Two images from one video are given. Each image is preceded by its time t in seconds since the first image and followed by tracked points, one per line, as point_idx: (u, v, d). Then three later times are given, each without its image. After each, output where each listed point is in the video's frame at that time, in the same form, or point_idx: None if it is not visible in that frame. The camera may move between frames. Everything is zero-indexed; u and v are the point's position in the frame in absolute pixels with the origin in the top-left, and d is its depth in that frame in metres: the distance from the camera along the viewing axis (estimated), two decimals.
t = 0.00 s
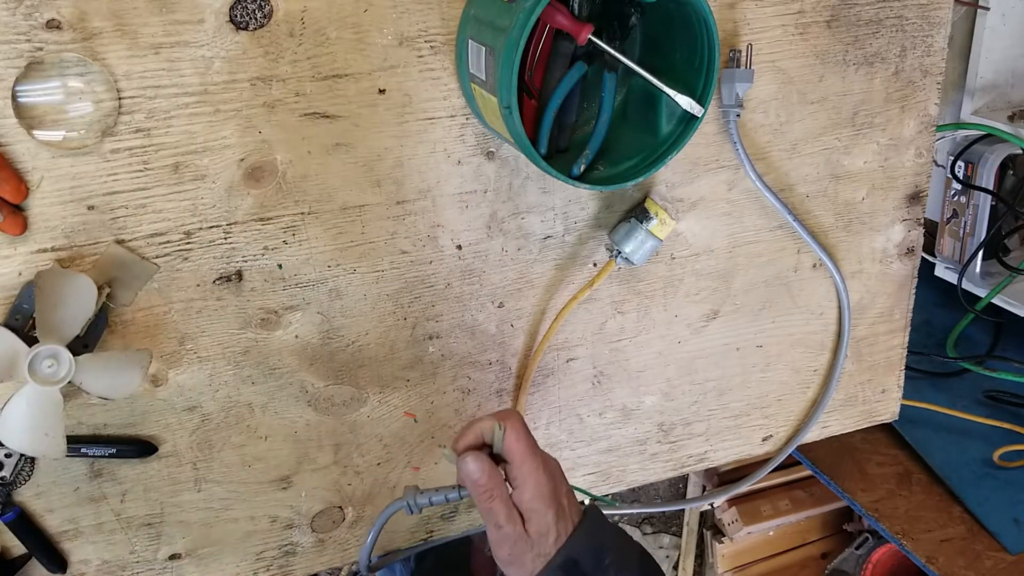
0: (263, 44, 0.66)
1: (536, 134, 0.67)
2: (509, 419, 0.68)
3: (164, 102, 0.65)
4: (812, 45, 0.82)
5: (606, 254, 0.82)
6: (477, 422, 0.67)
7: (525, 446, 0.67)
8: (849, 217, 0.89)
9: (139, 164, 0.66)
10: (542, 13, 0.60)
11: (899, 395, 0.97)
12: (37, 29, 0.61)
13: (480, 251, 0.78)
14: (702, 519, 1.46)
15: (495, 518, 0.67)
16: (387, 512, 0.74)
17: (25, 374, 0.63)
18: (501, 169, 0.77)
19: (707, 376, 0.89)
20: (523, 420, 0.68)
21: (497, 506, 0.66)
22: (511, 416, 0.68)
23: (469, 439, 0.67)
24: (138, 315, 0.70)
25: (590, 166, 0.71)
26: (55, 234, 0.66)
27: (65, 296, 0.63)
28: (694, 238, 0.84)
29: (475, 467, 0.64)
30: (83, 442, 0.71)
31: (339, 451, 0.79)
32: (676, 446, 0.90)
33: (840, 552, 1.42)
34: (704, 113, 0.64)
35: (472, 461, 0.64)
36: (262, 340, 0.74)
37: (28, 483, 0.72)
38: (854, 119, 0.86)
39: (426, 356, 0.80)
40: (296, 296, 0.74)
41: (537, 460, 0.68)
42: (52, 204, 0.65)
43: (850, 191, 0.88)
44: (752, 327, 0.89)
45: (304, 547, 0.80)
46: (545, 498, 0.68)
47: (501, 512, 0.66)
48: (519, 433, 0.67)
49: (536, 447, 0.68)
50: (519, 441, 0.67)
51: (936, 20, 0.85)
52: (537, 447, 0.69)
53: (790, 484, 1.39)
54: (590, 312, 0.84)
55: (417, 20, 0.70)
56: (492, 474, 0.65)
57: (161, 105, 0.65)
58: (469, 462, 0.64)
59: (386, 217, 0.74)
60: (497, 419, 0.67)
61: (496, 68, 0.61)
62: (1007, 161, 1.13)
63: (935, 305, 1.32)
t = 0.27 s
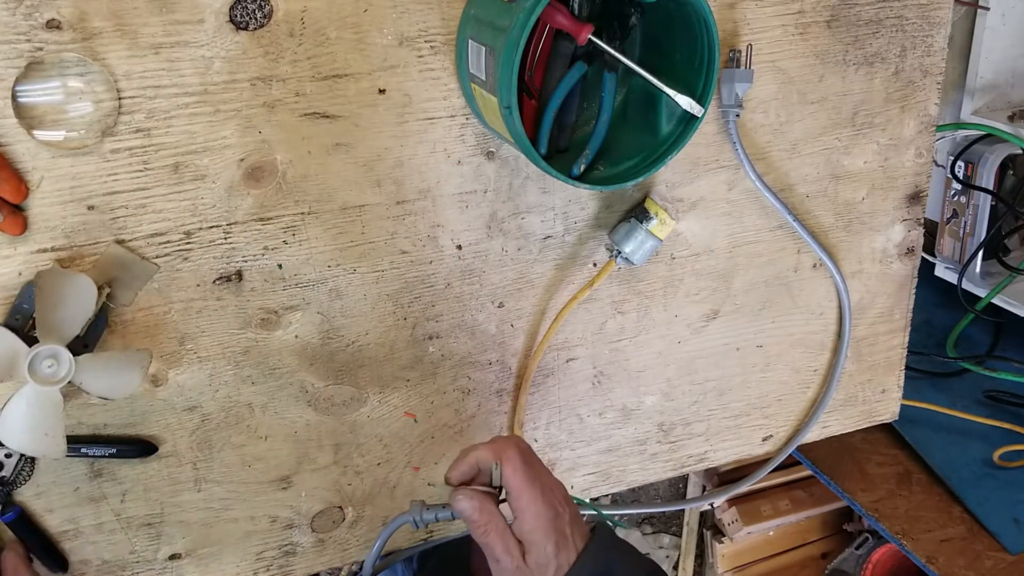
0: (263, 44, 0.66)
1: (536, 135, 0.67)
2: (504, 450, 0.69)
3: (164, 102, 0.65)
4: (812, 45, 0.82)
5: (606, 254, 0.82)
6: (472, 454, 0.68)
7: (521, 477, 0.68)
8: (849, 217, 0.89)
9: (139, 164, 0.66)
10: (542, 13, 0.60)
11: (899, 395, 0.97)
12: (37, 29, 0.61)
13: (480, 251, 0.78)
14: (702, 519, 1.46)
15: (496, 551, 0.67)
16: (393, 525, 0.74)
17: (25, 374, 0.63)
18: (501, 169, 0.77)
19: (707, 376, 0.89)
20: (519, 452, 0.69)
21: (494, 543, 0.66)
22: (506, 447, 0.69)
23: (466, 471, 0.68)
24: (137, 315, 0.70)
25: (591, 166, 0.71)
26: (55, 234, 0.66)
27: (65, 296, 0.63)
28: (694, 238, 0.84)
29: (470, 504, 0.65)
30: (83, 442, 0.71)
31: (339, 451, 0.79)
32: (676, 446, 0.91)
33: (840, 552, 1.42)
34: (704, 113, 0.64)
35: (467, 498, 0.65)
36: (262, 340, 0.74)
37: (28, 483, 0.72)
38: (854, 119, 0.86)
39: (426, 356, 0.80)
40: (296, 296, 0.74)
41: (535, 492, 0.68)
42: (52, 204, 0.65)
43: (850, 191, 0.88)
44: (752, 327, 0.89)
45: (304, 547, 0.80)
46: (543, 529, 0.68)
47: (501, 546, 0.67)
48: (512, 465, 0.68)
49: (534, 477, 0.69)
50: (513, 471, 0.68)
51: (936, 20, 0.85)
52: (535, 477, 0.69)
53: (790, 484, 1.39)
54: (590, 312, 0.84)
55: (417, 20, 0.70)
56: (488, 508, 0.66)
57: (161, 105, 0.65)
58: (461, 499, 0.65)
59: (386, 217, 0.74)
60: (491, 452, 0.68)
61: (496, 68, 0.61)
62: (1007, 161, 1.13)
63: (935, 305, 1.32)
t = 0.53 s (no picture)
0: (263, 44, 0.66)
1: (536, 135, 0.67)
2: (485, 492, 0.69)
3: (164, 102, 0.65)
4: (812, 45, 0.82)
5: (606, 254, 0.82)
6: (457, 500, 0.69)
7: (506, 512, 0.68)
8: (849, 217, 0.89)
9: (139, 164, 0.66)
10: (542, 13, 0.60)
11: (899, 395, 0.97)
12: (37, 29, 0.61)
13: (480, 251, 0.78)
14: (702, 519, 1.46)
15: None
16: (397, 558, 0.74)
17: (26, 373, 0.63)
18: (501, 169, 0.77)
19: (707, 376, 0.89)
20: (503, 491, 0.69)
21: None
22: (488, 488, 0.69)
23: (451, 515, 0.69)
24: (138, 314, 0.70)
25: (590, 166, 0.71)
26: (55, 234, 0.66)
27: (65, 296, 0.63)
28: (694, 238, 0.84)
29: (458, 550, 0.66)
30: (83, 442, 0.71)
31: (339, 451, 0.79)
32: (676, 446, 0.90)
33: (840, 552, 1.42)
34: (704, 113, 0.64)
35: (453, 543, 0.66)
36: (262, 340, 0.74)
37: (28, 483, 0.72)
38: (854, 119, 0.86)
39: (426, 356, 0.80)
40: (296, 296, 0.74)
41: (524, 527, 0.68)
42: (52, 204, 0.65)
43: (850, 191, 0.88)
44: (752, 327, 0.89)
45: (304, 547, 0.80)
46: (541, 564, 0.68)
47: None
48: (498, 505, 0.68)
49: (524, 513, 0.69)
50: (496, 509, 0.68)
51: (936, 20, 0.85)
52: (524, 511, 0.69)
53: (790, 484, 1.39)
54: (590, 312, 0.84)
55: (417, 20, 0.70)
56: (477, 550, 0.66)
57: (161, 105, 0.65)
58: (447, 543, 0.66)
59: (386, 217, 0.74)
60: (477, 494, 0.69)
61: (496, 68, 0.61)
62: (1007, 161, 1.13)
63: (935, 305, 1.32)
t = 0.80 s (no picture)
0: (263, 44, 0.66)
1: (536, 135, 0.67)
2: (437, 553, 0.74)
3: (164, 102, 0.65)
4: (812, 45, 0.82)
5: (605, 254, 0.82)
6: None
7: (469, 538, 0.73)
8: (849, 217, 0.89)
9: (139, 164, 0.66)
10: (542, 13, 0.60)
11: (899, 395, 0.97)
12: (37, 29, 0.61)
13: (480, 251, 0.78)
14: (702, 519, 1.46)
15: None
16: None
17: (25, 374, 0.63)
18: (501, 169, 0.77)
19: (707, 376, 0.89)
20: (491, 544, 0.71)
21: None
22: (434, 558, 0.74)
23: None
24: (138, 314, 0.70)
25: (590, 166, 0.71)
26: (55, 234, 0.66)
27: (65, 296, 0.63)
28: (694, 238, 0.84)
29: None
30: (83, 442, 0.71)
31: (339, 451, 0.79)
32: (676, 446, 0.91)
33: (840, 552, 1.41)
34: (704, 113, 0.64)
35: None
36: (262, 340, 0.74)
37: (28, 483, 0.72)
38: (854, 119, 0.86)
39: (426, 356, 0.80)
40: (296, 296, 0.74)
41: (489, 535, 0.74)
42: (52, 204, 0.65)
43: (850, 191, 0.88)
44: (752, 326, 0.89)
45: (304, 547, 0.80)
46: None
47: None
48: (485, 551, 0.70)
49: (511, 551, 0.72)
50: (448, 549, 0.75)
51: (936, 20, 0.85)
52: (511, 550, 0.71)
53: (790, 484, 1.39)
54: (590, 312, 0.84)
55: (417, 20, 0.70)
56: None
57: (161, 105, 0.65)
58: None
59: (386, 217, 0.74)
60: None
61: (496, 68, 0.61)
62: (1007, 161, 1.13)
63: (935, 305, 1.32)
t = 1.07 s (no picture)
0: (263, 45, 0.66)
1: (536, 135, 0.67)
2: None
3: (164, 102, 0.65)
4: (812, 45, 0.82)
5: (605, 254, 0.82)
6: None
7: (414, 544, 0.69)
8: (849, 217, 0.89)
9: (139, 164, 0.66)
10: (542, 13, 0.60)
11: (899, 395, 0.97)
12: (37, 29, 0.61)
13: (480, 251, 0.78)
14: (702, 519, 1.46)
15: None
16: None
17: (26, 373, 0.63)
18: (501, 169, 0.77)
19: (707, 376, 0.89)
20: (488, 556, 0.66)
21: None
22: None
23: None
24: (138, 314, 0.70)
25: (590, 166, 0.71)
26: (55, 234, 0.66)
27: (65, 296, 0.63)
28: (694, 238, 0.84)
29: None
30: (83, 442, 0.71)
31: (339, 451, 0.79)
32: (676, 446, 0.91)
33: (841, 552, 1.41)
34: (704, 113, 0.64)
35: None
36: (262, 340, 0.74)
37: (28, 483, 0.72)
38: (855, 119, 0.86)
39: (426, 356, 0.80)
40: (296, 296, 0.74)
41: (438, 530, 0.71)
42: (52, 204, 0.65)
43: (850, 191, 0.88)
44: (752, 326, 0.89)
45: (304, 547, 0.80)
46: None
47: None
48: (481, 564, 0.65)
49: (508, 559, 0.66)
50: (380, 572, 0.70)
51: (936, 20, 0.85)
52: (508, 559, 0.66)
53: (791, 484, 1.39)
54: (590, 312, 0.84)
55: (417, 20, 0.70)
56: None
57: (161, 105, 0.65)
58: None
59: (386, 216, 0.74)
60: None
61: (496, 68, 0.61)
62: (1007, 161, 1.13)
63: (935, 305, 1.32)
